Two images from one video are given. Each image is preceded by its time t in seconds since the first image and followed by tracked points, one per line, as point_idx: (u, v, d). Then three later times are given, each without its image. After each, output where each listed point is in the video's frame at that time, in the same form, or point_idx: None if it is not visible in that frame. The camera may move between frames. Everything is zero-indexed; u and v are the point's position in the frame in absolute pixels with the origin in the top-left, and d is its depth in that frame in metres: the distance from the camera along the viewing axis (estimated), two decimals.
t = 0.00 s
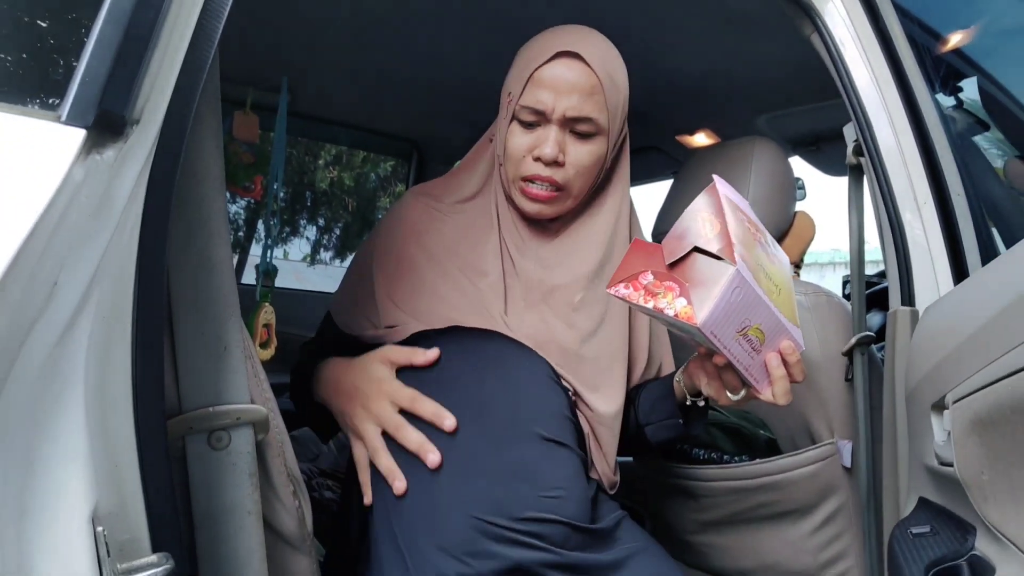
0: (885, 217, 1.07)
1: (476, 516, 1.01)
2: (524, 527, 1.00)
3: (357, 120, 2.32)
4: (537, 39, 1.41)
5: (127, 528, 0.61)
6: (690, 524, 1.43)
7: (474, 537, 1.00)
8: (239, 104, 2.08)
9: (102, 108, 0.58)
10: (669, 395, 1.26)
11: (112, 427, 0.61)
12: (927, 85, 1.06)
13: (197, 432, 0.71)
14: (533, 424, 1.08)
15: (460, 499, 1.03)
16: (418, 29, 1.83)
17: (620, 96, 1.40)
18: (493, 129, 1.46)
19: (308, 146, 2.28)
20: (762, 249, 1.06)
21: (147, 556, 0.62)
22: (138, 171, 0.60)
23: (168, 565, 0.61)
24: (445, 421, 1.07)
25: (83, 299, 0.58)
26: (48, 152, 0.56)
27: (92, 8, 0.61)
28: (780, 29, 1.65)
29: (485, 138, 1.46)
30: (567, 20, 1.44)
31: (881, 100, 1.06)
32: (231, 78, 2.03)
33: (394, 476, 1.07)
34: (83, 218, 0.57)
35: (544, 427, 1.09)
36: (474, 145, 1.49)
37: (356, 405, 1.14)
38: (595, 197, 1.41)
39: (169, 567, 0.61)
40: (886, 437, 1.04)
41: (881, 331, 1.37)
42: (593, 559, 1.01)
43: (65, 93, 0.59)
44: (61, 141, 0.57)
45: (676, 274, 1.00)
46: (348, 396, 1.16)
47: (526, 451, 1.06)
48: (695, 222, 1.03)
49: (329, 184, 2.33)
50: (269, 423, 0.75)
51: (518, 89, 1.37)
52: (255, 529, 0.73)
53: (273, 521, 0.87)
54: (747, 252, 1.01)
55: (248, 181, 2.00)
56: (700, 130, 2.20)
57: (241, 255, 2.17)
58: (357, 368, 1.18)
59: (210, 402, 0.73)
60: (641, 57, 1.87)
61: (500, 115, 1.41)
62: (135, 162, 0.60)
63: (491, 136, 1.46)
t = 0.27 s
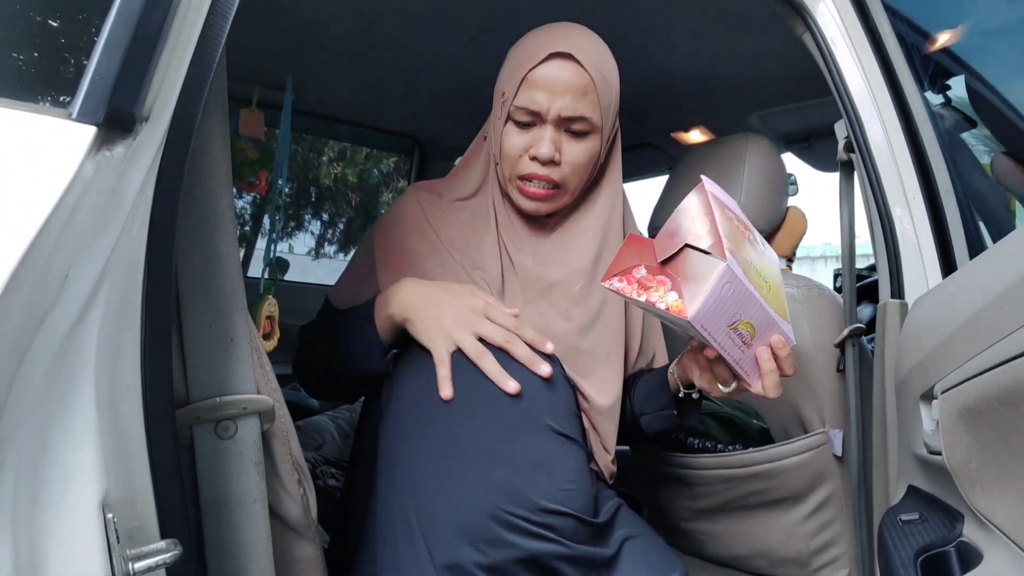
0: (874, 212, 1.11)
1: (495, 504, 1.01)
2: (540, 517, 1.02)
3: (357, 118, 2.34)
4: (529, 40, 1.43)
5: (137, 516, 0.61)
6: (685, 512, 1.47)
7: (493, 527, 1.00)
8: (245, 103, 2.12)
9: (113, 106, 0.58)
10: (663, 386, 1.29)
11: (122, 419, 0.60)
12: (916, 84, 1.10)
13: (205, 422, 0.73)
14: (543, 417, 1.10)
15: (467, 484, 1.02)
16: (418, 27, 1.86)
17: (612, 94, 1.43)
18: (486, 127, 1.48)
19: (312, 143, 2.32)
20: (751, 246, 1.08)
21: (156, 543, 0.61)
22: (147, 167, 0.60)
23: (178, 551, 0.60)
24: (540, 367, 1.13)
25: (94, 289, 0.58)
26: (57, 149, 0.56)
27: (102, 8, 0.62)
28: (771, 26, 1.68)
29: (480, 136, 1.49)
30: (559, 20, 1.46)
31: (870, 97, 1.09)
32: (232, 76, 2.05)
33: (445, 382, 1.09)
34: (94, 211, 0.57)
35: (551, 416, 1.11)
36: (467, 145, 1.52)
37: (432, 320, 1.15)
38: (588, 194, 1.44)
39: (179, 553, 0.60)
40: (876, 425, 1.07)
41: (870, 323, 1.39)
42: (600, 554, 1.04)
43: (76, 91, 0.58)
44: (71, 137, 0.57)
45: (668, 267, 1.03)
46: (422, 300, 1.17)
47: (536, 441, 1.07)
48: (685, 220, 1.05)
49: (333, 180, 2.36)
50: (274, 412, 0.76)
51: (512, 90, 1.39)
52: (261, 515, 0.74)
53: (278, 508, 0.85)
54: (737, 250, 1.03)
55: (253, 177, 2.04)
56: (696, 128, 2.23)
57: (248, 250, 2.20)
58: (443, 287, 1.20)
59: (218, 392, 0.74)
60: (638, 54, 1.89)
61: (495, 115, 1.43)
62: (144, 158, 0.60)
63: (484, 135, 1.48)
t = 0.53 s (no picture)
0: (873, 212, 1.11)
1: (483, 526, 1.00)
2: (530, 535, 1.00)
3: (357, 117, 2.34)
4: (536, 40, 1.42)
5: (137, 515, 0.61)
6: (685, 512, 1.47)
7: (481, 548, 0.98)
8: (245, 102, 2.12)
9: (113, 106, 0.58)
10: (664, 385, 1.29)
11: (122, 419, 0.60)
12: (916, 84, 1.10)
13: (205, 422, 0.73)
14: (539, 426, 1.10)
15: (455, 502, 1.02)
16: (418, 27, 1.86)
17: (615, 97, 1.43)
18: (488, 126, 1.47)
19: (313, 143, 2.32)
20: (755, 248, 1.09)
21: (155, 543, 0.61)
22: (147, 167, 0.60)
23: (178, 551, 0.60)
24: (556, 506, 1.01)
25: (94, 289, 0.58)
26: (59, 149, 0.56)
27: (102, 8, 0.62)
28: (770, 26, 1.68)
29: (481, 135, 1.48)
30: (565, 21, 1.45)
31: (871, 96, 1.09)
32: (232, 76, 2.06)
33: (456, 544, 0.97)
34: (95, 211, 0.57)
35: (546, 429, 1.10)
36: (467, 143, 1.51)
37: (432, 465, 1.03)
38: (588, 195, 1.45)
39: (179, 553, 0.60)
40: (876, 425, 1.07)
41: (870, 323, 1.39)
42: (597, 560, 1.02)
43: (77, 90, 0.58)
44: (72, 138, 0.57)
45: (677, 268, 1.04)
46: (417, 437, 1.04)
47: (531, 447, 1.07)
48: (692, 221, 1.06)
49: (333, 180, 2.36)
50: (274, 413, 0.76)
51: (519, 90, 1.38)
52: (261, 515, 0.74)
53: (278, 508, 0.85)
54: (743, 251, 1.04)
55: (253, 176, 2.02)
56: (695, 128, 2.23)
57: (248, 250, 2.20)
58: (438, 405, 1.07)
59: (218, 391, 0.74)
60: (638, 54, 1.89)
61: (499, 114, 1.42)
62: (144, 158, 0.60)
63: (486, 134, 1.48)
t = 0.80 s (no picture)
0: (874, 212, 1.11)
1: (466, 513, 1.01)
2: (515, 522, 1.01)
3: (357, 117, 2.34)
4: (540, 40, 1.42)
5: (137, 515, 0.61)
6: (685, 511, 1.47)
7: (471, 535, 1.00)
8: (245, 103, 2.12)
9: (113, 106, 0.58)
10: (667, 386, 1.28)
11: (122, 419, 0.60)
12: (916, 84, 1.11)
13: (205, 422, 0.73)
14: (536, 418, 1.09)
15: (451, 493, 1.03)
16: (418, 27, 1.86)
17: (620, 99, 1.43)
18: (491, 125, 1.48)
19: (313, 143, 2.32)
20: (757, 247, 1.09)
21: (156, 543, 0.61)
22: (147, 168, 0.61)
23: (178, 551, 0.60)
24: (447, 498, 1.02)
25: (94, 289, 0.58)
26: (59, 150, 0.56)
27: (102, 8, 0.62)
28: (770, 26, 1.68)
29: (483, 133, 1.49)
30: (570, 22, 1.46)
31: (870, 96, 1.09)
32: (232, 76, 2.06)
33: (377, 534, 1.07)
34: (95, 211, 0.57)
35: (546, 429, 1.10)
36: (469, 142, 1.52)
37: (364, 450, 1.11)
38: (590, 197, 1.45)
39: (179, 553, 0.60)
40: (876, 425, 1.07)
41: (870, 323, 1.39)
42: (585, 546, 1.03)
43: (76, 91, 0.58)
44: (71, 138, 0.57)
45: (678, 269, 1.03)
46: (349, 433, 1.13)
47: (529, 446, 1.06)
48: (693, 220, 1.06)
49: (333, 180, 2.36)
50: (274, 412, 0.76)
51: (524, 89, 1.38)
52: (261, 514, 0.74)
53: (278, 508, 0.85)
54: (745, 250, 1.04)
55: (253, 176, 2.07)
56: (696, 128, 2.23)
57: (248, 249, 2.20)
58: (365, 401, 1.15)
59: (218, 392, 0.74)
60: (638, 53, 1.89)
61: (503, 114, 1.42)
62: (144, 158, 0.60)
63: (488, 133, 1.48)
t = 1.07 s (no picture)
0: (873, 213, 1.11)
1: (482, 503, 1.01)
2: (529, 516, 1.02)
3: (357, 117, 2.34)
4: (532, 35, 1.43)
5: (137, 515, 0.61)
6: (685, 512, 1.47)
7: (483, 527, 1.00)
8: (245, 102, 2.12)
9: (112, 106, 0.58)
10: (668, 385, 1.28)
11: (123, 419, 0.61)
12: (916, 84, 1.11)
13: (205, 422, 0.73)
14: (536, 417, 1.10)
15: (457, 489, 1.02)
16: (418, 27, 1.86)
17: (614, 92, 1.43)
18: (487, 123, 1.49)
19: (313, 143, 2.32)
20: (756, 242, 1.09)
21: (156, 542, 0.61)
22: (147, 168, 0.60)
23: (178, 551, 0.60)
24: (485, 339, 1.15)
25: (94, 289, 0.58)
26: (59, 150, 0.56)
27: (102, 8, 0.62)
28: (770, 26, 1.68)
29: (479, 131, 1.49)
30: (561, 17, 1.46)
31: (870, 97, 1.09)
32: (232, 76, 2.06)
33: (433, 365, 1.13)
34: (95, 211, 0.57)
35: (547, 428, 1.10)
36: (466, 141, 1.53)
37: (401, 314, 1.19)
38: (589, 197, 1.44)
39: (179, 553, 0.60)
40: (876, 425, 1.07)
41: (870, 323, 1.39)
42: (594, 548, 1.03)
43: (76, 91, 0.58)
44: (72, 138, 0.57)
45: (677, 263, 1.03)
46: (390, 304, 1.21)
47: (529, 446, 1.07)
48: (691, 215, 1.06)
49: (333, 180, 2.36)
50: (274, 412, 0.76)
51: (514, 84, 1.39)
52: (261, 514, 0.74)
53: (278, 508, 0.85)
54: (744, 244, 1.04)
55: (253, 177, 2.08)
56: (695, 128, 2.23)
57: (248, 249, 2.20)
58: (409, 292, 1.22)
59: (218, 392, 0.74)
60: (638, 53, 1.89)
61: (496, 111, 1.43)
62: (144, 158, 0.60)
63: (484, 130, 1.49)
